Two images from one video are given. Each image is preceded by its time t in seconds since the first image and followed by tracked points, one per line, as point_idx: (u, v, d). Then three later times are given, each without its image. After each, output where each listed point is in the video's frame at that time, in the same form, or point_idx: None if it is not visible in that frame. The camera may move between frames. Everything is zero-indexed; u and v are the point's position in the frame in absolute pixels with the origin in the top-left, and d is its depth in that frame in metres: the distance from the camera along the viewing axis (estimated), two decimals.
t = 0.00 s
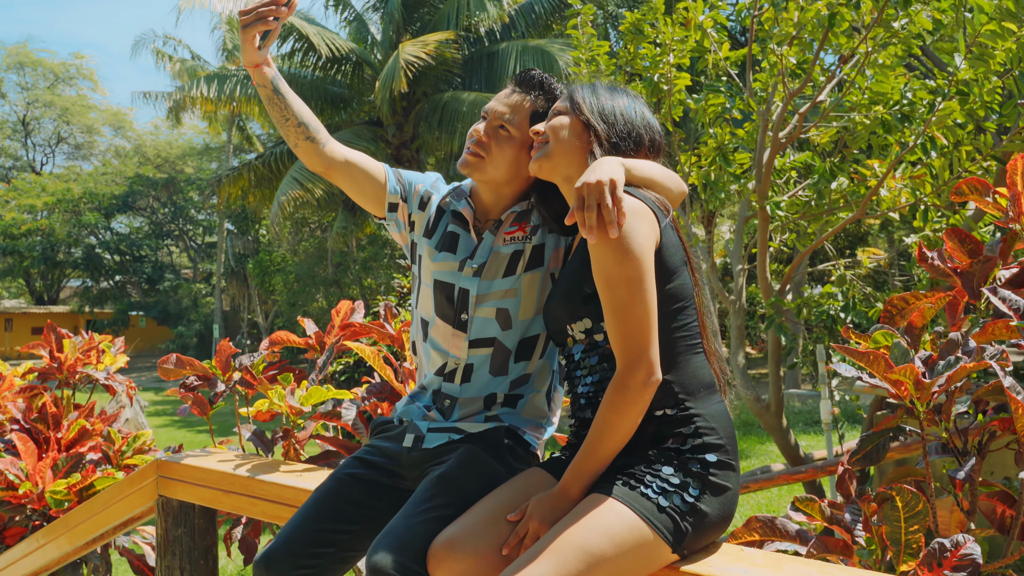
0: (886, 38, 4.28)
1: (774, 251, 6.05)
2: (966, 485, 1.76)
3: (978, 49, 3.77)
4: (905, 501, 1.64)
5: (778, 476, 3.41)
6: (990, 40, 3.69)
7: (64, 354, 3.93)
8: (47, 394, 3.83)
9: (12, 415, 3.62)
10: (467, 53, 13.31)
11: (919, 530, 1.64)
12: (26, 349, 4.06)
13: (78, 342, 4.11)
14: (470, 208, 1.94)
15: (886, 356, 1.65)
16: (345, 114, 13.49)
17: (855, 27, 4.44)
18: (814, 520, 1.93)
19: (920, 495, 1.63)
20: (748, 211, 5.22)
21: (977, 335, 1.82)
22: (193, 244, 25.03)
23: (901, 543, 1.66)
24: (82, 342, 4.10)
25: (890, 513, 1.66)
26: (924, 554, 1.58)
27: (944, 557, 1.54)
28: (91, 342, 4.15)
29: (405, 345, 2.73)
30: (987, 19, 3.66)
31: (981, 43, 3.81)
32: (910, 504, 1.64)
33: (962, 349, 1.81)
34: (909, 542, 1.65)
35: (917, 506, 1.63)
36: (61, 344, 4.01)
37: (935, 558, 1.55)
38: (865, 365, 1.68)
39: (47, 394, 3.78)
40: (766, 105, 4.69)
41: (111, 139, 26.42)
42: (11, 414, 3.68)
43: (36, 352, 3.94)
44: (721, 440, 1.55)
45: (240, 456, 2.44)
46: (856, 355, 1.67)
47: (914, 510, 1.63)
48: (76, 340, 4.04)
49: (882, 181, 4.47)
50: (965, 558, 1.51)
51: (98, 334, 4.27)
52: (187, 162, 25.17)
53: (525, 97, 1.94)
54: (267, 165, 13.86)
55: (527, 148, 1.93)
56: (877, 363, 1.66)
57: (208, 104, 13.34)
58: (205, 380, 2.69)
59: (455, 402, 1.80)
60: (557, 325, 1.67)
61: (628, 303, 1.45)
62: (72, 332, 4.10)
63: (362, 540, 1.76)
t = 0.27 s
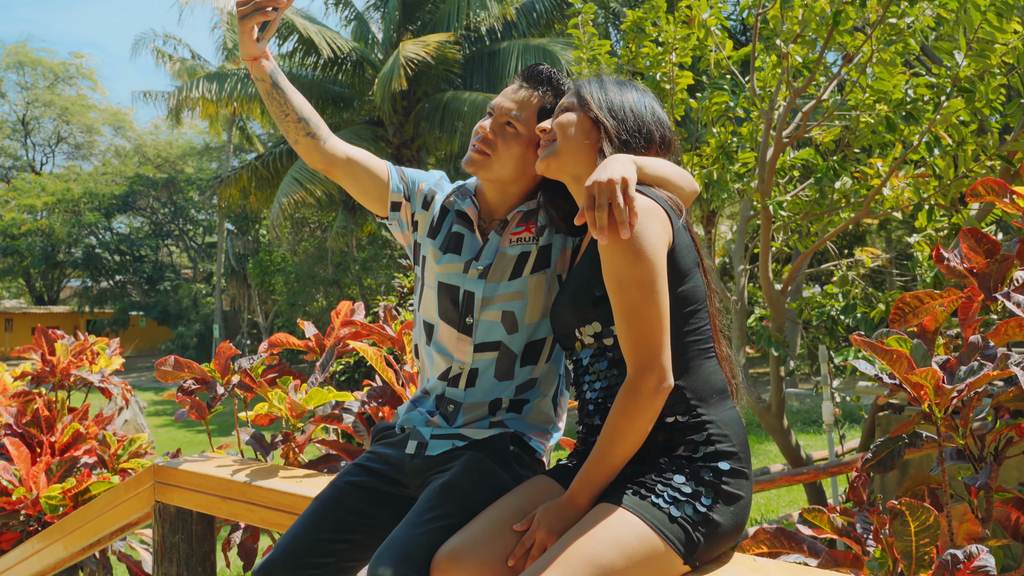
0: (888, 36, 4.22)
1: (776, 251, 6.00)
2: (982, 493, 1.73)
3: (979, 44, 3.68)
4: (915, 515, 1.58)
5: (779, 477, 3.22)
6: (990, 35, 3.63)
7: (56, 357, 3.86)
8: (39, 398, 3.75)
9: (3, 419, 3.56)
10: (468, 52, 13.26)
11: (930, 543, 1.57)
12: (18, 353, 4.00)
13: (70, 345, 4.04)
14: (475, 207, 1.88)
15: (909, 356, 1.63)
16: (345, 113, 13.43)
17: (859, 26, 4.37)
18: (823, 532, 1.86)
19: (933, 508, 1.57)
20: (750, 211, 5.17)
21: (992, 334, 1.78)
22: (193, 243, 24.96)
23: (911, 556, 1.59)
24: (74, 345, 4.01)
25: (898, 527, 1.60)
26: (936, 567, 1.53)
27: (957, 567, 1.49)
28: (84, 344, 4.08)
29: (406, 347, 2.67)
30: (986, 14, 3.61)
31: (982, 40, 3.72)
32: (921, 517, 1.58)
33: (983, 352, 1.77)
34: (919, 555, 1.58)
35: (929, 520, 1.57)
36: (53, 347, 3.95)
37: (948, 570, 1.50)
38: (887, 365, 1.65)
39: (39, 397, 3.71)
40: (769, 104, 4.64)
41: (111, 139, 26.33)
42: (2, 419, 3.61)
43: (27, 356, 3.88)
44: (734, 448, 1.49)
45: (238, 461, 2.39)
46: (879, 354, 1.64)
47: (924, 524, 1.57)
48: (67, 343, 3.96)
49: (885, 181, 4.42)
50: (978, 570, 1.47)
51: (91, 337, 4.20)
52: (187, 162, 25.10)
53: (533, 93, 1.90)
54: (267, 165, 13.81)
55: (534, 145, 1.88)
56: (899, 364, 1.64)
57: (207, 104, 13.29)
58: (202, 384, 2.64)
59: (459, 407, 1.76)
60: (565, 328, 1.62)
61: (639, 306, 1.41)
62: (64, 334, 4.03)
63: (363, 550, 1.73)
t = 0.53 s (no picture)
0: (894, 35, 4.15)
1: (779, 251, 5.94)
2: (1001, 502, 1.69)
3: (984, 44, 3.66)
4: (934, 524, 1.52)
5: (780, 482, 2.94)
6: (995, 34, 3.58)
7: (51, 361, 3.81)
8: (32, 402, 3.72)
9: None
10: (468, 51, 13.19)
11: (949, 553, 1.52)
12: (12, 355, 3.95)
13: (64, 347, 3.99)
14: (479, 207, 1.83)
15: (928, 365, 1.60)
16: (345, 113, 13.35)
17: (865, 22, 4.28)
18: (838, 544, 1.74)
19: (952, 517, 1.52)
20: (754, 211, 5.12)
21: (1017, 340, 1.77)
22: (193, 243, 24.89)
23: (930, 566, 1.54)
24: (68, 347, 3.98)
25: (917, 537, 1.54)
26: None
27: None
28: (78, 346, 4.03)
29: (408, 350, 2.61)
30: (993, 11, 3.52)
31: (988, 38, 3.65)
32: (941, 527, 1.52)
33: (1004, 357, 1.71)
34: (938, 566, 1.53)
35: (947, 529, 1.52)
36: (47, 349, 3.90)
37: None
38: (905, 374, 1.62)
39: (31, 401, 3.67)
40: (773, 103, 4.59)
41: (112, 139, 26.22)
42: None
43: (20, 359, 3.83)
44: (748, 457, 1.44)
45: (236, 467, 2.34)
46: (896, 364, 1.62)
47: (943, 533, 1.52)
48: (61, 345, 3.93)
49: (892, 180, 4.37)
50: None
51: (85, 338, 4.16)
52: (187, 161, 25.05)
53: (540, 90, 1.85)
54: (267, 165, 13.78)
55: (540, 144, 1.83)
56: (917, 373, 1.61)
57: (207, 104, 13.24)
58: (199, 387, 2.58)
59: (462, 413, 1.70)
60: (571, 332, 1.57)
61: (650, 310, 1.35)
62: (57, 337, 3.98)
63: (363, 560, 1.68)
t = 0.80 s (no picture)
0: (900, 32, 4.08)
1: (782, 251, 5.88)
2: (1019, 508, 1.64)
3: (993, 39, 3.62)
4: (956, 535, 1.48)
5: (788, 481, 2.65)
6: (1004, 29, 3.53)
7: (44, 363, 3.75)
8: (25, 404, 3.65)
9: None
10: (467, 50, 13.13)
11: (972, 565, 1.48)
12: (5, 357, 3.88)
13: (58, 348, 3.93)
14: (480, 205, 1.77)
15: (945, 368, 1.52)
16: (344, 113, 13.26)
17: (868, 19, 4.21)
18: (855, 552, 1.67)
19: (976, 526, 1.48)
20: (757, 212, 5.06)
21: None
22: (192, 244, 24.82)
23: None
24: (62, 349, 3.92)
25: (938, 547, 1.50)
26: None
27: None
28: (72, 348, 3.97)
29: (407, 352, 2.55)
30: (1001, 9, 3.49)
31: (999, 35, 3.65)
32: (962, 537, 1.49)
33: None
34: None
35: (970, 539, 1.48)
36: (40, 350, 3.84)
37: None
38: (920, 378, 1.56)
39: (25, 404, 3.61)
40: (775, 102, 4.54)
41: (111, 139, 26.08)
42: None
43: (13, 360, 3.76)
44: (760, 463, 1.38)
45: (231, 471, 2.29)
46: (911, 367, 1.55)
47: (966, 544, 1.48)
48: (55, 347, 3.87)
49: (895, 180, 4.30)
50: None
51: (79, 339, 4.09)
52: (186, 162, 24.99)
53: (544, 83, 1.79)
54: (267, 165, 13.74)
55: (544, 139, 1.77)
56: (934, 377, 1.54)
57: (206, 103, 13.18)
58: (195, 390, 2.51)
59: (463, 418, 1.65)
60: (576, 334, 1.51)
61: (658, 310, 1.30)
62: (51, 338, 3.92)
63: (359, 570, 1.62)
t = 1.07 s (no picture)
0: (904, 30, 4.00)
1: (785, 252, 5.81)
2: None
3: (1000, 36, 3.47)
4: (985, 543, 1.43)
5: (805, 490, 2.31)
6: (1012, 27, 3.38)
7: (35, 362, 3.68)
8: (16, 405, 3.59)
9: None
10: (466, 50, 13.07)
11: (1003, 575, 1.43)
12: None
13: (50, 348, 3.86)
14: (480, 200, 1.70)
15: (964, 370, 1.48)
16: (343, 113, 13.19)
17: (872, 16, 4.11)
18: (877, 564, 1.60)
19: (1006, 536, 1.42)
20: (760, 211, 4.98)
21: None
22: (191, 244, 24.72)
23: None
24: (55, 349, 3.85)
25: (966, 557, 1.45)
26: None
27: None
28: (65, 348, 3.90)
29: (406, 353, 2.49)
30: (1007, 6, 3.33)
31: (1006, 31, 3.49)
32: (992, 546, 1.43)
33: None
34: None
35: (1000, 549, 1.43)
36: (32, 350, 3.77)
37: None
38: (938, 381, 1.51)
39: (16, 405, 3.54)
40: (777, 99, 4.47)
41: (110, 139, 25.99)
42: None
43: (4, 360, 3.70)
44: (775, 471, 1.31)
45: (224, 477, 2.22)
46: (930, 369, 1.51)
47: (996, 553, 1.43)
48: (48, 347, 3.80)
49: (899, 180, 4.21)
50: None
51: (72, 339, 4.03)
52: (185, 162, 24.95)
53: (545, 73, 1.72)
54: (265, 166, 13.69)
55: (546, 131, 1.70)
56: (952, 380, 1.50)
57: (204, 103, 13.12)
58: (186, 391, 2.44)
59: (462, 422, 1.58)
60: (581, 334, 1.44)
61: (668, 311, 1.22)
62: (44, 339, 3.87)
63: None
